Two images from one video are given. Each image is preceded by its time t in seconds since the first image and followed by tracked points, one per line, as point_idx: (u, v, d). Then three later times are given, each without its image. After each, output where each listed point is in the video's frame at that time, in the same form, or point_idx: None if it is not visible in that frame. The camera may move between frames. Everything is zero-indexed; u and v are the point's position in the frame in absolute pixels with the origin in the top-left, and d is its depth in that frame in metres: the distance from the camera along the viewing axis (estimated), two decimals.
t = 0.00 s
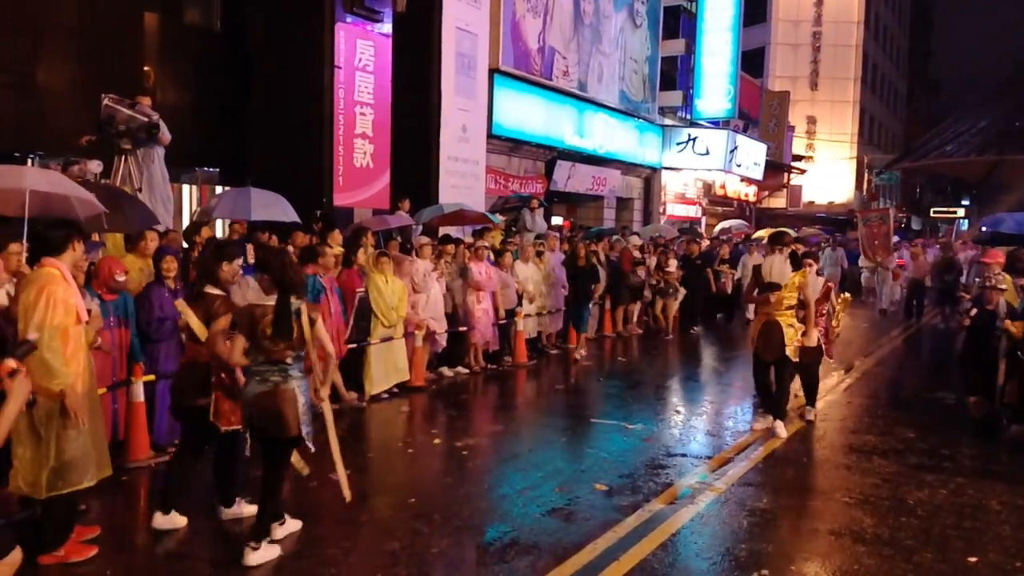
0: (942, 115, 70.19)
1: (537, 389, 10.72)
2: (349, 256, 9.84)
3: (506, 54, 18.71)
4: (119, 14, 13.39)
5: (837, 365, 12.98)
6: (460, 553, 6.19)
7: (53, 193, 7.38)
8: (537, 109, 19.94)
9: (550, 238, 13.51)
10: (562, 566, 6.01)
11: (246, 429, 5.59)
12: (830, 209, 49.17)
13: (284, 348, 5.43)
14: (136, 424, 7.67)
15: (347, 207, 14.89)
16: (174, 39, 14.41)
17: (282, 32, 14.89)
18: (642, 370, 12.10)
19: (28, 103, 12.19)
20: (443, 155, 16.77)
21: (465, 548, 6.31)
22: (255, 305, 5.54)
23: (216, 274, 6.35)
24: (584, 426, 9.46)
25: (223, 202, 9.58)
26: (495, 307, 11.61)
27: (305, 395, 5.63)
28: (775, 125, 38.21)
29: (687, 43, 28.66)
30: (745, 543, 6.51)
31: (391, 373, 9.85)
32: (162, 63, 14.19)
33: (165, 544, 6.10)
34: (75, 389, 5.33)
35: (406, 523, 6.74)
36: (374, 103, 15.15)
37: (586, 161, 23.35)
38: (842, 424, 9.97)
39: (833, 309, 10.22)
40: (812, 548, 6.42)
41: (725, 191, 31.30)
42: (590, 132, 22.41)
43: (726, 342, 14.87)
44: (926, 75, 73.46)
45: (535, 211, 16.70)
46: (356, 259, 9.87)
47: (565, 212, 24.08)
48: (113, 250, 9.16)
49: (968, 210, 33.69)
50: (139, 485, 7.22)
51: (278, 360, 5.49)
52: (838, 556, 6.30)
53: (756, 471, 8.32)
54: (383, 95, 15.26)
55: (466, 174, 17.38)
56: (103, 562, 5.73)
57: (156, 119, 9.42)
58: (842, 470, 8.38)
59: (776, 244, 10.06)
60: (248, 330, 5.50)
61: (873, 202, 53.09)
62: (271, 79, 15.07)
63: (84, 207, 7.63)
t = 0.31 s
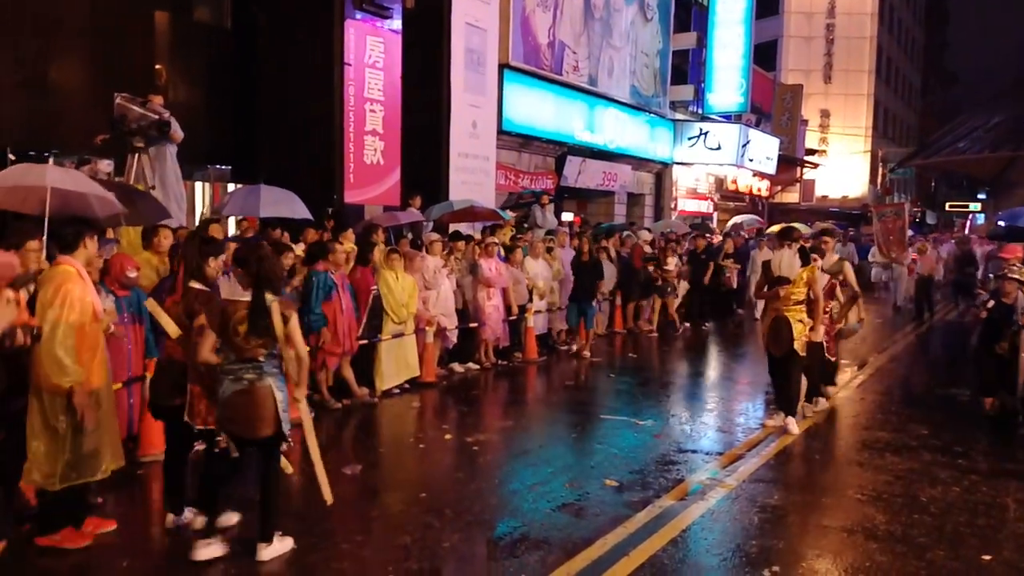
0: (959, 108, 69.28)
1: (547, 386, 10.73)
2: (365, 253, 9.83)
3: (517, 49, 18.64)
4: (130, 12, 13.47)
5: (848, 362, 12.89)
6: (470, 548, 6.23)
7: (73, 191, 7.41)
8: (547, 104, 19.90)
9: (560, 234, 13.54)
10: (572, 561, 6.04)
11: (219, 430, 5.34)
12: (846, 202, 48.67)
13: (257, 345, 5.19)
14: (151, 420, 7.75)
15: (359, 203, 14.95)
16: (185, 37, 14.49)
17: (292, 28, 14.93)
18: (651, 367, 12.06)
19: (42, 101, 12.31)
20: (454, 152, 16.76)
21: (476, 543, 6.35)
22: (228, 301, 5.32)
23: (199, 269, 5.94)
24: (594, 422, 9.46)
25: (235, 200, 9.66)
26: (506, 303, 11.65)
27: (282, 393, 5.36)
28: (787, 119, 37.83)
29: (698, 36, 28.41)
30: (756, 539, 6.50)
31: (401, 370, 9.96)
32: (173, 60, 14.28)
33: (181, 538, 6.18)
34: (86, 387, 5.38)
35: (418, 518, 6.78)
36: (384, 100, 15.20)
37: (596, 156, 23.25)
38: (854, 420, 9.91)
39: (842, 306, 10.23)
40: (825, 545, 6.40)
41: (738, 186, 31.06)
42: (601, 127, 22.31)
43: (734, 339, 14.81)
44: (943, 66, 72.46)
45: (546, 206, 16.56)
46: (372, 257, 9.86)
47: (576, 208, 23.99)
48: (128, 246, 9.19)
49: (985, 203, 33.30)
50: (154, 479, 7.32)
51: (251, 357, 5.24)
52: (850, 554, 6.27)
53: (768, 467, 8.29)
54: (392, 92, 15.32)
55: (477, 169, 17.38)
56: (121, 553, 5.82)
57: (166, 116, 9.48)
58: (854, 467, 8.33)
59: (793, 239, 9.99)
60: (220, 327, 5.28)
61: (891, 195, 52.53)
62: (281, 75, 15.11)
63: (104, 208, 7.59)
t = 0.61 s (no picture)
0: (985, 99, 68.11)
1: (561, 377, 10.72)
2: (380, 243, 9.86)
3: (534, 39, 18.54)
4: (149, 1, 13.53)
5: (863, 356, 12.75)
6: (482, 537, 6.25)
7: (91, 179, 7.50)
8: (564, 94, 19.77)
9: (575, 226, 13.64)
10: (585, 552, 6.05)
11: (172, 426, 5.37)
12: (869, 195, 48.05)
13: (208, 344, 5.21)
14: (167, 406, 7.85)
15: (374, 192, 15.01)
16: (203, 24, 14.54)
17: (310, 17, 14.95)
18: (664, 359, 12.00)
19: (59, 89, 12.38)
20: (470, 143, 16.75)
21: (488, 532, 6.36)
22: (182, 296, 5.31)
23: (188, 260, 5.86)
24: (606, 414, 9.43)
25: (251, 187, 9.70)
26: (520, 294, 11.70)
27: (235, 394, 5.38)
28: (808, 111, 37.33)
29: (718, 26, 27.95)
30: (769, 533, 6.47)
31: (414, 360, 9.99)
32: (191, 48, 14.26)
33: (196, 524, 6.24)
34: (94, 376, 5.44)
35: (430, 507, 6.81)
36: (400, 89, 15.33)
37: (613, 147, 23.11)
38: (871, 415, 9.81)
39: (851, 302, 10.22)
40: (839, 540, 6.35)
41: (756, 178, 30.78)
42: (618, 118, 22.15)
43: (745, 332, 14.70)
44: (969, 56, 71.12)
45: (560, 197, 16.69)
46: (388, 247, 9.89)
47: (592, 199, 23.85)
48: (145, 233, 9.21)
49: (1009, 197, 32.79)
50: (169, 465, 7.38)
51: (203, 357, 5.25)
52: (864, 549, 6.22)
53: (783, 462, 8.23)
54: (408, 81, 15.45)
55: (491, 160, 17.36)
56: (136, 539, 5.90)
57: (182, 103, 9.53)
58: (871, 462, 8.25)
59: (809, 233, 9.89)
60: (174, 323, 5.28)
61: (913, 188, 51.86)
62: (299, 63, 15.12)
63: (122, 195, 7.60)
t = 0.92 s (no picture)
0: None
1: (593, 361, 10.71)
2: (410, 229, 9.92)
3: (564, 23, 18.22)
4: None
5: (900, 340, 12.53)
6: (514, 521, 6.30)
7: (124, 168, 7.67)
8: (593, 77, 19.57)
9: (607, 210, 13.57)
10: (619, 536, 6.07)
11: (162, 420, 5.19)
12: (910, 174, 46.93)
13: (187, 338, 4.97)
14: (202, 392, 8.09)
15: (403, 179, 14.98)
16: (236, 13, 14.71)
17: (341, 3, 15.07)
18: (694, 343, 11.90)
19: (97, 80, 12.58)
20: (502, 126, 16.71)
21: (520, 516, 6.41)
22: (161, 288, 5.07)
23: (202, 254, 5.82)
24: (637, 399, 9.39)
25: (285, 175, 9.82)
26: (551, 279, 11.68)
27: (219, 389, 5.12)
28: (845, 90, 36.53)
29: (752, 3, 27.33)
30: (803, 519, 6.42)
31: (445, 345, 10.08)
32: (224, 38, 14.38)
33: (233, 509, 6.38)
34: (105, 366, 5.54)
35: (462, 491, 6.88)
36: (430, 76, 15.29)
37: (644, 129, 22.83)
38: (908, 398, 9.66)
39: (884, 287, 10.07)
40: (874, 525, 6.28)
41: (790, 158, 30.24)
42: (650, 99, 21.86)
43: (778, 316, 14.53)
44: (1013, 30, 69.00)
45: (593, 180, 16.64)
46: (418, 232, 9.98)
47: (624, 182, 23.63)
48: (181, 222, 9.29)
49: None
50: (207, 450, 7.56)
51: (186, 350, 5.03)
52: (900, 535, 6.14)
53: (819, 446, 8.13)
54: (437, 66, 15.43)
55: (524, 143, 17.31)
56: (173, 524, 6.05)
57: (213, 93, 9.66)
58: (907, 447, 8.12)
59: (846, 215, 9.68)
60: (155, 314, 5.07)
61: (955, 167, 50.61)
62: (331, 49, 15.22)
63: (156, 182, 7.81)
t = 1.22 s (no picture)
0: None
1: (631, 351, 10.66)
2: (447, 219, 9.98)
3: (602, 10, 18.19)
4: None
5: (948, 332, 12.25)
6: (550, 511, 6.28)
7: (163, 157, 7.81)
8: (632, 64, 19.43)
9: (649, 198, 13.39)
10: (656, 527, 6.03)
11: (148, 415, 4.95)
12: (958, 161, 45.89)
13: (176, 330, 4.76)
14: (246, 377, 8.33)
15: (441, 168, 14.85)
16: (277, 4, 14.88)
17: None
18: (733, 334, 11.77)
19: (142, 75, 12.81)
20: (539, 113, 16.66)
21: (556, 506, 6.40)
22: (152, 277, 4.90)
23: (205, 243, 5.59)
24: (675, 390, 9.30)
25: (324, 166, 9.88)
26: (589, 270, 11.54)
27: (205, 384, 4.91)
28: (891, 75, 35.71)
29: None
30: (844, 512, 6.31)
31: (483, 334, 10.08)
32: (266, 33, 14.78)
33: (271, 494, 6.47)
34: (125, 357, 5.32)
35: (499, 480, 6.89)
36: (469, 65, 15.15)
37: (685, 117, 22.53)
38: (954, 390, 9.45)
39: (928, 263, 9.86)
40: (918, 520, 6.15)
41: (835, 146, 29.55)
42: (690, 85, 21.65)
43: (820, 306, 14.30)
44: None
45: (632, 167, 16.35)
46: (455, 222, 10.02)
47: (663, 169, 23.41)
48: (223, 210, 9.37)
49: None
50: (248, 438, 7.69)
51: (173, 343, 4.81)
52: (945, 530, 6.01)
53: (862, 439, 7.98)
54: (477, 55, 15.26)
55: (562, 131, 17.27)
56: (210, 508, 6.16)
57: (255, 84, 9.79)
58: (954, 440, 7.94)
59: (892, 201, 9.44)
60: (144, 304, 4.90)
61: (1005, 154, 49.34)
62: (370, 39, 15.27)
63: (196, 171, 7.96)
